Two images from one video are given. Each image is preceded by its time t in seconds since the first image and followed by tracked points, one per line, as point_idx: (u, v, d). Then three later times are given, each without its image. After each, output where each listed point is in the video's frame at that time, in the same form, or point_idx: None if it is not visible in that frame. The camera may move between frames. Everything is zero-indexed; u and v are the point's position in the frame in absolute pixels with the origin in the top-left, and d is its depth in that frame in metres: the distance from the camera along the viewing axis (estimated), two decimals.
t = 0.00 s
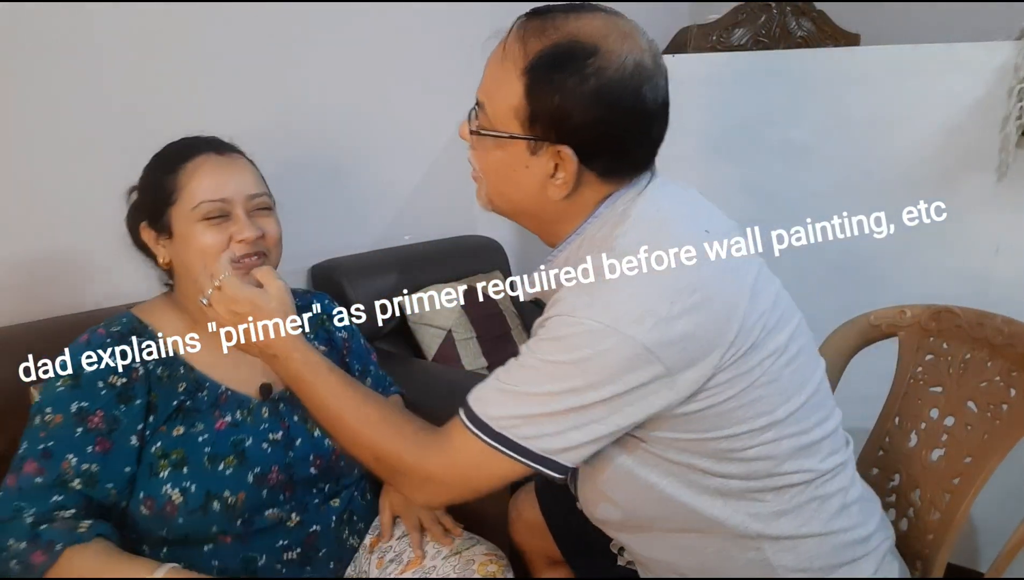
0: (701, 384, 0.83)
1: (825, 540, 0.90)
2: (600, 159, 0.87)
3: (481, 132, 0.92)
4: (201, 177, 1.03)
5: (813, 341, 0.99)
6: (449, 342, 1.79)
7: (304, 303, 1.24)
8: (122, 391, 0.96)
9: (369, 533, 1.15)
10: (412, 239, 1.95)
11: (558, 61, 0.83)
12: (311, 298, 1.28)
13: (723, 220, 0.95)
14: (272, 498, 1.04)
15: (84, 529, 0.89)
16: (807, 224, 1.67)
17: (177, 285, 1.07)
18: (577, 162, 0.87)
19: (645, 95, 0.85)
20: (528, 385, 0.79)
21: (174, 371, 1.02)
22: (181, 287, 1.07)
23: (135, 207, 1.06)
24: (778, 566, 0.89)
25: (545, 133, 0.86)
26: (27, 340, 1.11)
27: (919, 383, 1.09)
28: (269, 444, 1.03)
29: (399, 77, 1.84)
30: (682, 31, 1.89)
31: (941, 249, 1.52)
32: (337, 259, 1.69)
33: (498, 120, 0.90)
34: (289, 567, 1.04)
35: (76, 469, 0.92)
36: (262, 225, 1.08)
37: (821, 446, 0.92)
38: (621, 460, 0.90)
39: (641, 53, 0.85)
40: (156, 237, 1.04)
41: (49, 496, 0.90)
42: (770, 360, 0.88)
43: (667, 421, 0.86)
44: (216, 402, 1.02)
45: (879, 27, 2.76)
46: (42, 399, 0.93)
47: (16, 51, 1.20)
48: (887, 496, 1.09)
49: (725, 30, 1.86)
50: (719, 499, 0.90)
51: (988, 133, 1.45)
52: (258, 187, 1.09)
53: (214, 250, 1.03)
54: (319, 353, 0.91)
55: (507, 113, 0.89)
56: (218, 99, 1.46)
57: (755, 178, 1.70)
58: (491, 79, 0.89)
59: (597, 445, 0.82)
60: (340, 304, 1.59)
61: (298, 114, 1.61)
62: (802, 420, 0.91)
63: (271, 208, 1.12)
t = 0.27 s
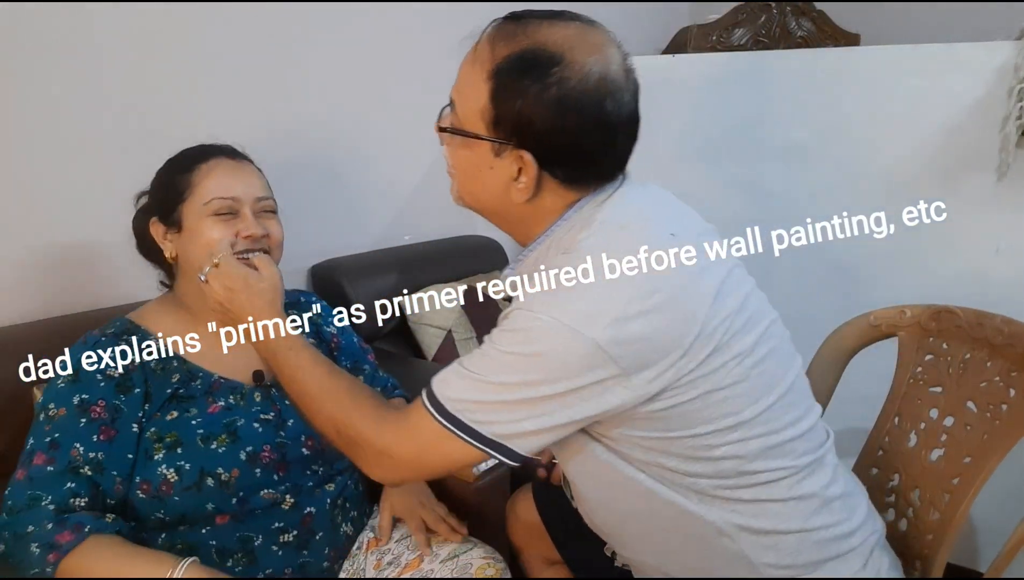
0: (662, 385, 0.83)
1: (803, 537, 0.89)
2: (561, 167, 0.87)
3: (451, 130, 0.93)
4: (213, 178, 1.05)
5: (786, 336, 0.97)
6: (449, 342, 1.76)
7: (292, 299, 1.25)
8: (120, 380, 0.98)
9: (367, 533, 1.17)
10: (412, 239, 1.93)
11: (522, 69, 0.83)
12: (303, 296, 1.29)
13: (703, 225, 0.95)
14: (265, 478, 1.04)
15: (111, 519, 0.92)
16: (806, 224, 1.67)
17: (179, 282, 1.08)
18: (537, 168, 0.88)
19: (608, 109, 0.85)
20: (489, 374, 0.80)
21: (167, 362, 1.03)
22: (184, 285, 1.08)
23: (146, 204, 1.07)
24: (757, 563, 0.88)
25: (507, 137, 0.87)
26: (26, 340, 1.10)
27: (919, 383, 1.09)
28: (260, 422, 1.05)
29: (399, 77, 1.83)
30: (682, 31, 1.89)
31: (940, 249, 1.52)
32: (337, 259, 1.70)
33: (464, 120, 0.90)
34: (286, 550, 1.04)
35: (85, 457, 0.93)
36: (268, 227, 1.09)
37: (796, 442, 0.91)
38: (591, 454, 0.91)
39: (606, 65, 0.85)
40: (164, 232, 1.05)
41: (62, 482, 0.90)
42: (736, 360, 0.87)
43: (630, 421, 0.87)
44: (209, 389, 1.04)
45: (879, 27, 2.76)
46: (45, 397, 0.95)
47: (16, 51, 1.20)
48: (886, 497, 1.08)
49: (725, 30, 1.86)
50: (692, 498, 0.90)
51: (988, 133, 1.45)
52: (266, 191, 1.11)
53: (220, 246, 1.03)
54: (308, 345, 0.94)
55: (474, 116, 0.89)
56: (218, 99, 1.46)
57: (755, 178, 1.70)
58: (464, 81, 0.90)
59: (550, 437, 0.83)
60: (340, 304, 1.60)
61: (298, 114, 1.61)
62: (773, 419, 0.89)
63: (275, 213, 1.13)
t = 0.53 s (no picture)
0: (628, 385, 0.83)
1: (783, 532, 0.89)
2: (531, 169, 0.88)
3: (423, 133, 0.94)
4: (207, 177, 1.05)
5: (759, 330, 0.96)
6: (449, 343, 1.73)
7: (278, 303, 1.24)
8: (110, 379, 0.98)
9: (368, 538, 1.17)
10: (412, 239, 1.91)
11: (491, 74, 0.85)
12: (288, 297, 1.27)
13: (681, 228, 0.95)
14: (258, 472, 1.06)
15: (106, 523, 0.91)
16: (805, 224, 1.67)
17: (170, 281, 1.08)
18: (507, 170, 0.88)
19: (576, 115, 0.86)
20: (456, 367, 0.81)
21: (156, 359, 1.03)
22: (176, 284, 1.07)
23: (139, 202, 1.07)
24: (740, 558, 0.89)
25: (478, 140, 0.88)
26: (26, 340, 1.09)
27: (919, 383, 1.09)
28: (249, 415, 1.05)
29: (399, 77, 1.83)
30: (681, 31, 1.89)
31: (940, 249, 1.52)
32: (337, 259, 1.68)
33: (437, 122, 0.91)
34: (282, 550, 1.05)
35: (79, 456, 0.92)
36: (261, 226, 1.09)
37: (772, 437, 0.90)
38: (565, 450, 0.93)
39: (574, 72, 0.86)
40: (158, 229, 1.04)
41: (58, 482, 0.90)
42: (704, 358, 0.86)
43: (600, 419, 0.87)
44: (199, 384, 1.03)
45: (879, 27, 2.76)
46: (35, 399, 0.94)
47: (16, 51, 1.20)
48: (886, 496, 1.08)
49: (725, 30, 1.86)
50: (670, 496, 0.90)
51: (988, 133, 1.45)
52: (259, 191, 1.11)
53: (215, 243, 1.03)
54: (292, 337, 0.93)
55: (447, 117, 0.90)
56: (218, 98, 1.46)
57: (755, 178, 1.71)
58: (437, 85, 0.91)
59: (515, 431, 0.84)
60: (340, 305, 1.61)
61: (297, 114, 1.61)
62: (743, 417, 0.88)
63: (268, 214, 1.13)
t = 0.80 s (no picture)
0: (602, 383, 0.83)
1: (765, 528, 0.89)
2: (509, 172, 0.88)
3: (404, 135, 0.94)
4: (206, 176, 1.06)
5: (735, 325, 0.96)
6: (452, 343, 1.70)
7: (282, 304, 1.26)
8: (112, 382, 0.97)
9: (369, 539, 1.18)
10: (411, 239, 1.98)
11: (470, 78, 0.85)
12: (294, 298, 1.28)
13: (660, 228, 0.96)
14: (260, 478, 1.06)
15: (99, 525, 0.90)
16: (805, 224, 1.67)
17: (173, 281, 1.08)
18: (486, 173, 0.89)
19: (553, 118, 0.86)
20: (437, 364, 0.81)
21: (158, 364, 1.03)
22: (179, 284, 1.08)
23: (138, 204, 1.07)
24: (723, 554, 0.89)
25: (457, 144, 0.88)
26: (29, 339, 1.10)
27: (918, 383, 1.09)
28: (251, 420, 1.06)
29: (399, 77, 1.84)
30: (681, 31, 1.90)
31: (938, 249, 1.52)
32: (337, 260, 1.69)
33: (417, 125, 0.92)
34: (284, 552, 1.06)
35: (77, 459, 0.92)
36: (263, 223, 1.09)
37: (751, 434, 0.90)
38: (545, 448, 0.93)
39: (552, 77, 0.86)
40: (159, 230, 1.04)
41: (55, 485, 0.89)
42: (679, 357, 0.86)
43: (577, 417, 0.87)
44: (201, 388, 1.04)
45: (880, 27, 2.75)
46: (35, 401, 0.93)
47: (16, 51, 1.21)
48: (886, 496, 1.08)
49: (725, 30, 1.86)
50: (651, 494, 0.90)
51: (988, 134, 1.42)
52: (258, 188, 1.11)
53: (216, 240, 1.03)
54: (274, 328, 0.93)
55: (427, 120, 0.91)
56: (218, 98, 1.47)
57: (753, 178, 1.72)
58: (417, 90, 0.92)
59: (493, 428, 0.84)
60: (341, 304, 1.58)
61: (297, 114, 1.62)
62: (720, 415, 0.88)
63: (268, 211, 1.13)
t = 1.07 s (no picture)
0: (596, 383, 0.83)
1: (761, 527, 0.89)
2: (501, 167, 0.88)
3: (396, 138, 0.94)
4: (219, 180, 1.05)
5: (726, 324, 0.97)
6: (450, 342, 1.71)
7: (294, 305, 1.25)
8: (121, 389, 0.96)
9: (368, 540, 1.18)
10: (412, 240, 1.98)
11: (458, 76, 0.86)
12: (305, 299, 1.28)
13: (650, 229, 0.96)
14: (266, 490, 1.06)
15: (92, 531, 0.89)
16: (806, 225, 1.67)
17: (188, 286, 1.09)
18: (478, 170, 0.88)
19: (542, 114, 0.87)
20: (433, 369, 0.81)
21: (170, 371, 1.02)
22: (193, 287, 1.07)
23: (150, 208, 1.06)
24: (719, 554, 0.89)
25: (448, 141, 0.88)
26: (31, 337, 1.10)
27: (918, 383, 1.09)
28: (261, 434, 1.05)
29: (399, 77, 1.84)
30: (681, 31, 1.90)
31: (938, 249, 1.51)
32: (338, 259, 1.69)
33: (408, 126, 0.92)
34: (286, 559, 1.07)
35: (80, 467, 0.91)
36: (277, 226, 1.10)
37: (744, 433, 0.90)
38: (542, 452, 0.93)
39: (539, 73, 0.87)
40: (174, 236, 1.04)
41: (54, 493, 0.89)
42: (672, 356, 0.87)
43: (572, 418, 0.87)
44: (212, 398, 1.03)
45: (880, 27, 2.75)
46: (43, 403, 0.93)
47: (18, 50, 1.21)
48: (886, 496, 1.08)
49: (725, 30, 1.87)
50: (646, 495, 0.90)
51: (988, 134, 1.42)
52: (271, 192, 1.11)
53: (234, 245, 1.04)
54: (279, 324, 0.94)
55: (417, 120, 0.91)
56: (218, 98, 1.46)
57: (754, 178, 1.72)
58: (407, 90, 0.93)
59: (495, 432, 0.83)
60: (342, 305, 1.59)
61: (298, 114, 1.62)
62: (713, 414, 0.88)
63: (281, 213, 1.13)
